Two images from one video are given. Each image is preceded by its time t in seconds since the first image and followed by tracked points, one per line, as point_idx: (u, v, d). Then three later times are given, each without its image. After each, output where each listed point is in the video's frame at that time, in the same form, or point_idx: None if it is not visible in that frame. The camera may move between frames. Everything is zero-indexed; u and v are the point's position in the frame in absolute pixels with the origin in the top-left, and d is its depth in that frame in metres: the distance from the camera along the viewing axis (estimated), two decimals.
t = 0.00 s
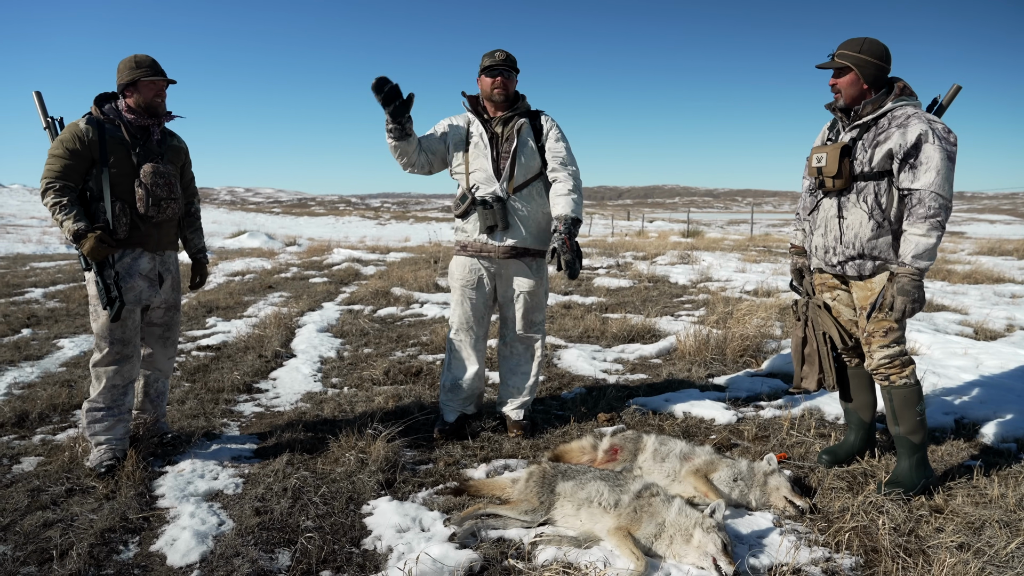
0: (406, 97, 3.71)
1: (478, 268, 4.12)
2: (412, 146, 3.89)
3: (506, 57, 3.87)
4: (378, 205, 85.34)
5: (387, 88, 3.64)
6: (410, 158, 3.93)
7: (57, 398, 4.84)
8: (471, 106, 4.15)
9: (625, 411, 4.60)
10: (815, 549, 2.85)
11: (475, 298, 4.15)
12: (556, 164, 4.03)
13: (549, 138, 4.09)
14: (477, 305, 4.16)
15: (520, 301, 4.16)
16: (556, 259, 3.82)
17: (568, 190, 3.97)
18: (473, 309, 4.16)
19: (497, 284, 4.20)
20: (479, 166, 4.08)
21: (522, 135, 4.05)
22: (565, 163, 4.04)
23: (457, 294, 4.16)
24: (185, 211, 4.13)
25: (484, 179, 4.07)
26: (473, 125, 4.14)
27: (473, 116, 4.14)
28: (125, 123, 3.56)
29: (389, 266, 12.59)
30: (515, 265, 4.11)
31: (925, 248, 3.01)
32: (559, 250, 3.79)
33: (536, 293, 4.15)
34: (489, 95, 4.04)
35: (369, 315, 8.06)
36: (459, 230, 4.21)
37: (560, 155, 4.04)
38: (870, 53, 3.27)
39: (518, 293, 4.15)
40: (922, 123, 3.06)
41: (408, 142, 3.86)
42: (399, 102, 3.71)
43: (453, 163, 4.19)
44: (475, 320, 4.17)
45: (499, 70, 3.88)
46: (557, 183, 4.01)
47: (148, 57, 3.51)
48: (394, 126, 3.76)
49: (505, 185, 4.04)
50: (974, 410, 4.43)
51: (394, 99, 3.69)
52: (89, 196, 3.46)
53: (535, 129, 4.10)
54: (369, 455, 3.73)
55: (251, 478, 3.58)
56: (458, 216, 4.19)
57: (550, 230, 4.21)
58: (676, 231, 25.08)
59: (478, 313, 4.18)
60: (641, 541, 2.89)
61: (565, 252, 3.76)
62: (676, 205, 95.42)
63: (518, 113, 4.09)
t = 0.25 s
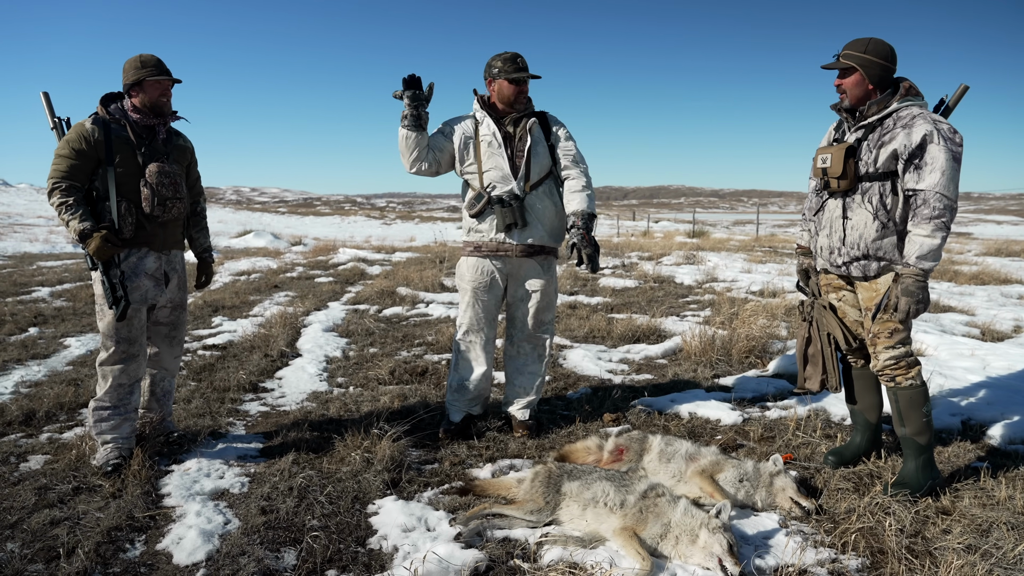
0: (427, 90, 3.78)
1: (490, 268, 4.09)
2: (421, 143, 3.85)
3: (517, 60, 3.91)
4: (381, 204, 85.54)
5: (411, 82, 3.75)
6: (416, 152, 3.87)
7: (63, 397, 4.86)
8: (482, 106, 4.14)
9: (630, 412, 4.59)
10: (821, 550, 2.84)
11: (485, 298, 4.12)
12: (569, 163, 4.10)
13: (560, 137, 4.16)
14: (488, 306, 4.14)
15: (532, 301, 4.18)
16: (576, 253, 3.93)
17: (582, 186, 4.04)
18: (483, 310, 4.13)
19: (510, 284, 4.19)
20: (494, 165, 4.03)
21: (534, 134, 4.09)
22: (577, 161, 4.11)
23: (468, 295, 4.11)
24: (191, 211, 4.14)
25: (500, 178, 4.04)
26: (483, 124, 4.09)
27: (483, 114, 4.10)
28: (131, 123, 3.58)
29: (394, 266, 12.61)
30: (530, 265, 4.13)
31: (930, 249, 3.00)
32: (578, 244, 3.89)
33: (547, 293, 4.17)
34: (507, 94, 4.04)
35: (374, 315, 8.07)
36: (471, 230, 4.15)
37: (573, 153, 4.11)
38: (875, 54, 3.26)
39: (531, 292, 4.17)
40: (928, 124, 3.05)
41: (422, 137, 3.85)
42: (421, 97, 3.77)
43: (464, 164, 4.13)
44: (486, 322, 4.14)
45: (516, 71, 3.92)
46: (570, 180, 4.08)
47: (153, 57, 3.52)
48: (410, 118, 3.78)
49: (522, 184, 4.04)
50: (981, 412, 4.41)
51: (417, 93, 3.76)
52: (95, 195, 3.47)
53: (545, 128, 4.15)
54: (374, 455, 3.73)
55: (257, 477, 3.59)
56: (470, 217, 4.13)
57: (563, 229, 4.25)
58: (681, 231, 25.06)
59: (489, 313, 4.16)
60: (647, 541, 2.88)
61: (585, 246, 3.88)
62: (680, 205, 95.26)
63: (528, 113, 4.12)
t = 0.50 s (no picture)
0: (435, 87, 3.76)
1: (498, 268, 4.06)
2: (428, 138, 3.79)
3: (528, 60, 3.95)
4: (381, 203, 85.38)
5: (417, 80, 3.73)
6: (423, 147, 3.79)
7: (65, 396, 4.87)
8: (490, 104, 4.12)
9: (631, 411, 4.60)
10: (822, 549, 2.85)
11: (491, 298, 4.09)
12: (576, 163, 4.35)
13: (567, 138, 4.34)
14: (493, 305, 4.12)
15: (538, 299, 4.20)
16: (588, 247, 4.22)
17: (590, 185, 4.29)
18: (489, 309, 4.11)
19: (515, 283, 4.17)
20: (506, 165, 4.02)
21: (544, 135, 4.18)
22: (581, 161, 4.38)
23: (473, 294, 4.08)
24: (192, 210, 4.15)
25: (514, 178, 4.03)
26: (492, 123, 4.05)
27: (493, 113, 4.08)
28: (131, 122, 3.58)
29: (395, 266, 12.61)
30: (538, 264, 4.16)
31: (930, 248, 3.00)
32: (593, 240, 4.20)
33: (552, 291, 4.23)
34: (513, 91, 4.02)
35: (376, 314, 8.08)
36: (481, 230, 4.08)
37: (580, 154, 4.37)
38: (875, 53, 3.27)
39: (537, 290, 4.19)
40: (928, 123, 3.05)
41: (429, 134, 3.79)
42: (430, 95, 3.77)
43: (473, 163, 4.06)
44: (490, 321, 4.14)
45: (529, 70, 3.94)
46: (580, 180, 4.32)
47: (154, 56, 3.53)
48: (418, 114, 3.74)
49: (535, 184, 4.09)
50: (982, 411, 4.42)
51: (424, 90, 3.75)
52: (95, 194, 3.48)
53: (551, 128, 4.28)
54: (375, 454, 3.74)
55: (258, 476, 3.59)
56: (481, 217, 4.06)
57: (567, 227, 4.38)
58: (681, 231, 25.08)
59: (494, 313, 4.14)
60: (647, 540, 2.89)
61: (600, 241, 4.19)
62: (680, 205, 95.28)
63: (535, 113, 4.18)
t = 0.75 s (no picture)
0: (441, 70, 3.58)
1: (502, 268, 4.04)
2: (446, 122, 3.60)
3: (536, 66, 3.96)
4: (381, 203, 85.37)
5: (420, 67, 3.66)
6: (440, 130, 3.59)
7: (64, 396, 4.86)
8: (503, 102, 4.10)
9: (631, 411, 4.60)
10: (822, 549, 2.85)
11: (494, 298, 4.08)
12: (576, 167, 4.42)
13: (567, 140, 4.40)
14: (496, 305, 4.11)
15: (539, 298, 4.23)
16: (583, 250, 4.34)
17: (590, 188, 4.40)
18: (491, 309, 4.10)
19: (516, 283, 4.17)
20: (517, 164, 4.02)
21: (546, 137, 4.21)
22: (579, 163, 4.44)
23: (477, 295, 4.06)
24: (191, 210, 4.14)
25: (526, 178, 4.04)
26: (505, 120, 4.03)
27: (504, 112, 4.05)
28: (131, 122, 3.58)
29: (395, 266, 12.61)
30: (540, 264, 4.20)
31: (930, 247, 3.00)
32: (594, 244, 4.33)
33: (550, 291, 4.28)
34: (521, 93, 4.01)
35: (375, 314, 8.08)
36: (490, 229, 4.01)
37: (579, 157, 4.45)
38: (873, 54, 3.27)
39: (538, 290, 4.22)
40: (927, 122, 3.05)
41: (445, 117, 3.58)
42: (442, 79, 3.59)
43: (485, 160, 3.99)
44: (492, 321, 4.12)
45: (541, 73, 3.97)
46: (581, 183, 4.40)
47: (153, 56, 3.53)
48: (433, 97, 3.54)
49: (543, 186, 4.14)
50: (982, 411, 4.42)
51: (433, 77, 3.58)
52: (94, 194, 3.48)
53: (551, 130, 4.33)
54: (375, 454, 3.74)
55: (258, 477, 3.59)
56: (491, 216, 4.00)
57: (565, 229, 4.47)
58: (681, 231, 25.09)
59: (496, 314, 4.13)
60: (647, 540, 2.89)
61: (600, 246, 4.34)
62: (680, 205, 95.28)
63: (538, 115, 4.22)
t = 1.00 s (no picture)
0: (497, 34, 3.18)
1: (503, 269, 4.04)
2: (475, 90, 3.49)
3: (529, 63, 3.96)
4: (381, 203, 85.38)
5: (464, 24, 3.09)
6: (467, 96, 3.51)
7: (64, 397, 4.86)
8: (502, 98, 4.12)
9: (631, 411, 4.60)
10: (822, 548, 2.85)
11: (495, 298, 4.07)
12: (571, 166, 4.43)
13: (562, 140, 4.41)
14: (497, 306, 4.10)
15: (539, 298, 4.24)
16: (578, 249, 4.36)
17: (586, 187, 4.42)
18: (492, 309, 4.09)
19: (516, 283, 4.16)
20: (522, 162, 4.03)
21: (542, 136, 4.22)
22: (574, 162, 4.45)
23: (478, 296, 4.05)
24: (191, 211, 4.14)
25: (529, 176, 4.05)
26: (510, 117, 4.04)
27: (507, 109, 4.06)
28: (130, 122, 3.58)
29: (395, 266, 12.62)
30: (540, 264, 4.21)
31: (930, 246, 3.00)
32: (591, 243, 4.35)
33: (549, 290, 4.29)
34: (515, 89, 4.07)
35: (376, 314, 8.08)
36: (494, 224, 4.00)
37: (574, 156, 4.46)
38: (874, 52, 3.26)
39: (537, 289, 4.23)
40: (927, 120, 3.05)
41: (480, 83, 3.46)
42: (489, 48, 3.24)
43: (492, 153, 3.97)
44: (492, 322, 4.12)
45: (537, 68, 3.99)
46: (577, 181, 4.41)
47: (153, 57, 3.53)
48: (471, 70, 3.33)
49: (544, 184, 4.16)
50: (983, 410, 4.42)
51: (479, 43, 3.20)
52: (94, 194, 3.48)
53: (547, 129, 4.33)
54: (375, 454, 3.74)
55: (258, 477, 3.59)
56: (495, 210, 3.98)
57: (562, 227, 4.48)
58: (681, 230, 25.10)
59: (497, 314, 4.12)
60: (648, 540, 2.89)
61: (598, 245, 4.37)
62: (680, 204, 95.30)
63: (533, 114, 4.24)
